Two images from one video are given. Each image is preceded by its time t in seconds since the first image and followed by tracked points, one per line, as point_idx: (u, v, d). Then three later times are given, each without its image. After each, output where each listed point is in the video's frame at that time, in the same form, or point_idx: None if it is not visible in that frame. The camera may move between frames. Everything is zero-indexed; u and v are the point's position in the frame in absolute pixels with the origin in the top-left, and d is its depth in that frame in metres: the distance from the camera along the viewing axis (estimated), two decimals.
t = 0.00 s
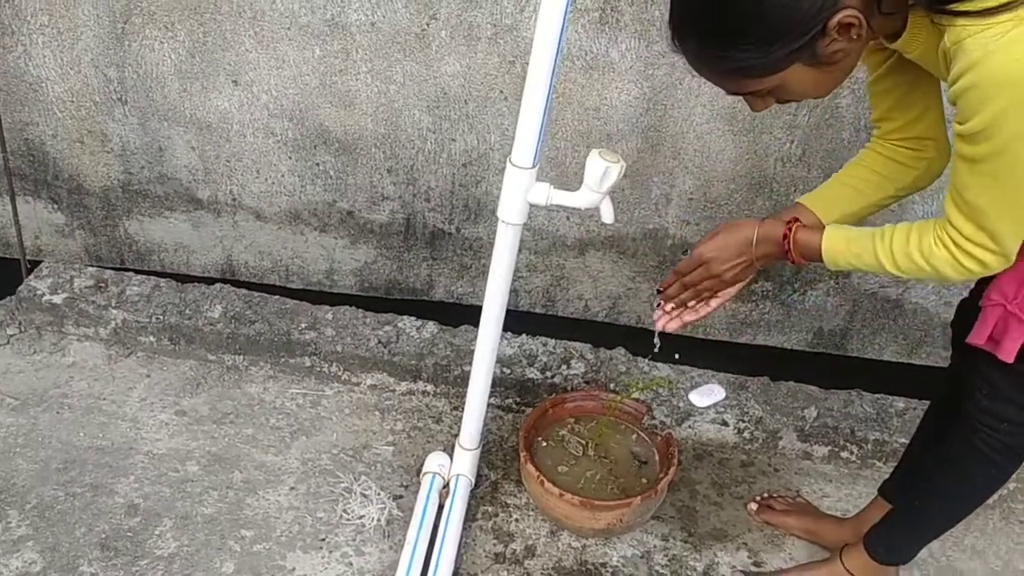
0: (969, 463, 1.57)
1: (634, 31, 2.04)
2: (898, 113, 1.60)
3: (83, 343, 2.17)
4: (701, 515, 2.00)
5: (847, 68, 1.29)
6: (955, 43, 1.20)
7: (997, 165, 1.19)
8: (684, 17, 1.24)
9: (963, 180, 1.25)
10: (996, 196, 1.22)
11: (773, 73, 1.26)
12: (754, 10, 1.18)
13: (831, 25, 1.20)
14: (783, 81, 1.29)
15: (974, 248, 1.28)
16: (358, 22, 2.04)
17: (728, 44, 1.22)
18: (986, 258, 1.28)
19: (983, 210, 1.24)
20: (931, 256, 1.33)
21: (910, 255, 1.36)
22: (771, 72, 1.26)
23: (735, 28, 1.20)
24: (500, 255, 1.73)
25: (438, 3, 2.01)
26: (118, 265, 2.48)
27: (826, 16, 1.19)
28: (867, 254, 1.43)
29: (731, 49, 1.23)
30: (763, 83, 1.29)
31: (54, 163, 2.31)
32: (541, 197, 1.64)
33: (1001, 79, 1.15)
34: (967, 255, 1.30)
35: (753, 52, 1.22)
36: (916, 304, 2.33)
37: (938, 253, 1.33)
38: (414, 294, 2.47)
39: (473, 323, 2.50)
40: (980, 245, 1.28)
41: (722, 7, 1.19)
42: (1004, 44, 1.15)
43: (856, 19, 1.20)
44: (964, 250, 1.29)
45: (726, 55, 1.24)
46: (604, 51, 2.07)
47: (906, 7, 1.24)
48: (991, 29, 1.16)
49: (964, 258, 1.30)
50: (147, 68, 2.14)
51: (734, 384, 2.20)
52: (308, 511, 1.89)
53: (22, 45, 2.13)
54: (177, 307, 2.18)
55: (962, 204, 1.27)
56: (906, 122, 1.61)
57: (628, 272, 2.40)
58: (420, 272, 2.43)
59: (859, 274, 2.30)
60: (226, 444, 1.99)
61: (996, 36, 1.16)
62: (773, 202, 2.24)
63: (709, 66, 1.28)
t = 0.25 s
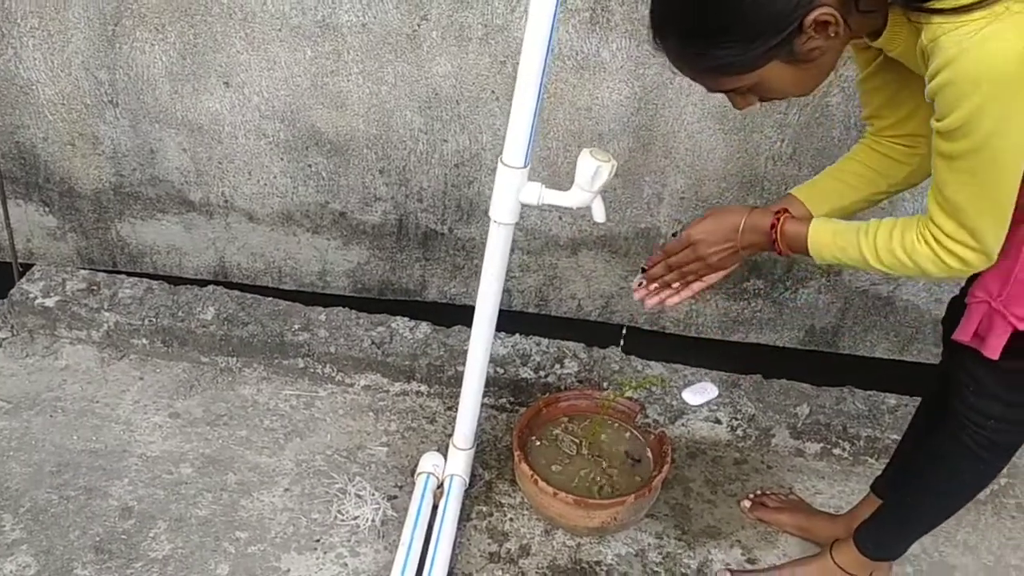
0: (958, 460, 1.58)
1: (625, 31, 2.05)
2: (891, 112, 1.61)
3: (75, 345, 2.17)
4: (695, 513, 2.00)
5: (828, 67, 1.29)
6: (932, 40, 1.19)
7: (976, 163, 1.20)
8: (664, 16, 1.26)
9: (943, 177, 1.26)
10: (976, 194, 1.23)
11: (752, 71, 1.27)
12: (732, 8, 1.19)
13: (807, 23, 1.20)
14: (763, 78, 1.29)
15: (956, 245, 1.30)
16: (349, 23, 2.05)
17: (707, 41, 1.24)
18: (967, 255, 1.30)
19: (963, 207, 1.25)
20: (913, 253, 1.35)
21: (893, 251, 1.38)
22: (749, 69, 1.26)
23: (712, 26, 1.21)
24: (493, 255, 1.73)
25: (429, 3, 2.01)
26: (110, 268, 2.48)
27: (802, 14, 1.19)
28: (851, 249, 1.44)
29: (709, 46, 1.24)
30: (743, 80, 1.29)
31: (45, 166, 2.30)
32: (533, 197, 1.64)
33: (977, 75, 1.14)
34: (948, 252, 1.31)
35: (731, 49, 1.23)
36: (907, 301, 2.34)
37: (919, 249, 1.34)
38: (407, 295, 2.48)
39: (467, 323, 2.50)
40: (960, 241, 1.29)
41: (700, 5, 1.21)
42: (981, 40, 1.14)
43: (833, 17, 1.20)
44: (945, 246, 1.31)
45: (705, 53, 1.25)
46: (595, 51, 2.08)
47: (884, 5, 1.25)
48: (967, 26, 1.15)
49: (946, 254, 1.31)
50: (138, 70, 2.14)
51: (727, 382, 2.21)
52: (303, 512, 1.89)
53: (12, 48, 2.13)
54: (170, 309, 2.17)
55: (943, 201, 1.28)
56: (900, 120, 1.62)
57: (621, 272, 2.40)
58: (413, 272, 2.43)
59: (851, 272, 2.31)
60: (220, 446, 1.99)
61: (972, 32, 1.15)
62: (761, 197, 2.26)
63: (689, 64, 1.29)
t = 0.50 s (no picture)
0: (945, 460, 1.59)
1: (619, 31, 2.05)
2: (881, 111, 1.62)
3: (71, 348, 2.17)
4: (692, 512, 2.01)
5: (800, 66, 1.30)
6: (896, 39, 1.18)
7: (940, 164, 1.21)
8: (639, 14, 1.26)
9: (911, 176, 1.27)
10: (941, 196, 1.24)
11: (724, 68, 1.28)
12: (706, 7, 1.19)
13: (777, 21, 1.21)
14: (737, 75, 1.30)
15: (925, 246, 1.31)
16: (344, 23, 2.04)
17: (681, 39, 1.24)
18: (935, 256, 1.31)
19: (929, 208, 1.26)
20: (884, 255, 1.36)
21: (865, 252, 1.39)
22: (722, 66, 1.27)
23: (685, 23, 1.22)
24: (489, 254, 1.73)
25: (425, 4, 2.01)
26: (105, 269, 2.48)
27: (772, 12, 1.20)
28: (827, 249, 1.45)
29: (682, 44, 1.24)
30: (716, 77, 1.30)
31: (41, 168, 2.30)
32: (529, 196, 1.65)
33: (939, 75, 1.14)
34: (917, 254, 1.32)
35: (704, 47, 1.24)
36: (902, 300, 2.35)
37: (890, 251, 1.35)
38: (403, 295, 2.48)
39: (463, 324, 2.50)
40: (927, 243, 1.30)
41: (675, 4, 1.21)
42: (942, 39, 1.13)
43: (803, 16, 1.21)
44: (914, 248, 1.32)
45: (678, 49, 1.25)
46: (590, 51, 2.08)
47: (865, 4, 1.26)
48: (929, 24, 1.14)
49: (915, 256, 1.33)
50: (133, 72, 2.14)
51: (722, 381, 2.22)
52: (299, 513, 1.89)
53: (6, 50, 2.12)
54: (166, 311, 2.17)
55: (912, 203, 1.29)
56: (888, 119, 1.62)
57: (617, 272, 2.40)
58: (409, 273, 2.43)
59: (846, 271, 2.32)
60: (217, 448, 1.99)
61: (934, 30, 1.14)
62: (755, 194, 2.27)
63: (663, 60, 1.29)
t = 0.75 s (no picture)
0: (931, 461, 1.59)
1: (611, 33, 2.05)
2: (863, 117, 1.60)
3: (64, 352, 2.16)
4: (687, 513, 2.01)
5: (772, 64, 1.30)
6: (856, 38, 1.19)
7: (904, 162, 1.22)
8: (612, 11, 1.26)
9: (879, 175, 1.28)
10: (908, 195, 1.25)
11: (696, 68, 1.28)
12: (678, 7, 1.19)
13: (746, 22, 1.22)
14: (709, 74, 1.30)
15: (897, 247, 1.32)
16: (336, 26, 2.04)
17: (653, 39, 1.24)
18: (907, 257, 1.32)
19: (898, 208, 1.27)
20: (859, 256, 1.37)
21: (840, 254, 1.40)
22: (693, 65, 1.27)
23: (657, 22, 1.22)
24: (482, 257, 1.74)
25: (417, 6, 2.01)
26: (98, 274, 2.47)
27: (742, 12, 1.20)
28: (807, 253, 1.46)
29: (654, 44, 1.24)
30: (688, 76, 1.30)
31: (33, 173, 2.30)
32: (522, 199, 1.65)
33: (895, 73, 1.15)
34: (890, 254, 1.33)
35: (676, 47, 1.24)
36: (896, 299, 2.35)
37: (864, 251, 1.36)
38: (397, 298, 2.48)
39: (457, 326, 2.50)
40: (899, 243, 1.31)
41: (647, 4, 1.21)
42: (896, 38, 1.14)
43: (773, 15, 1.21)
44: (887, 249, 1.33)
45: (650, 47, 1.25)
46: (583, 52, 2.08)
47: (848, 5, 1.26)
48: (884, 23, 1.15)
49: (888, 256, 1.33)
50: (125, 76, 2.13)
51: (717, 382, 2.22)
52: (294, 517, 1.89)
53: None
54: (159, 315, 2.17)
55: (884, 203, 1.30)
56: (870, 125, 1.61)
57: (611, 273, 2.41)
58: (403, 275, 2.43)
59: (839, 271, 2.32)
60: (211, 452, 1.99)
61: (890, 28, 1.15)
62: (747, 194, 2.27)
63: (637, 59, 1.29)
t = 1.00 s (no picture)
0: (910, 462, 1.61)
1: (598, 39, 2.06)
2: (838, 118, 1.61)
3: (52, 361, 2.16)
4: (676, 517, 2.02)
5: (742, 68, 1.31)
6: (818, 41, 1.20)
7: (868, 165, 1.23)
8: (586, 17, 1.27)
9: (847, 178, 1.28)
10: (875, 197, 1.25)
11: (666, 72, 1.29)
12: (647, 10, 1.20)
13: (713, 27, 1.22)
14: (680, 78, 1.31)
15: (868, 250, 1.33)
16: (323, 34, 2.04)
17: (623, 43, 1.25)
18: (878, 259, 1.32)
19: (867, 211, 1.28)
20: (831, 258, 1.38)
21: (813, 257, 1.41)
22: (662, 70, 1.28)
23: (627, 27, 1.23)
24: (469, 266, 1.74)
25: (404, 13, 2.01)
26: (87, 282, 2.47)
27: (709, 16, 1.21)
28: (782, 257, 1.47)
29: (624, 49, 1.25)
30: (659, 80, 1.31)
31: (21, 181, 2.29)
32: (508, 207, 1.66)
33: (855, 78, 1.16)
34: (861, 257, 1.34)
35: (645, 51, 1.25)
36: (883, 302, 2.36)
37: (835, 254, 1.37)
38: (387, 304, 2.48)
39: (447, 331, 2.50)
40: (870, 245, 1.32)
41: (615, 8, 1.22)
42: (854, 42, 1.15)
43: (740, 20, 1.22)
44: (859, 251, 1.34)
45: (621, 53, 1.26)
46: (570, 58, 2.09)
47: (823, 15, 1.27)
48: (844, 27, 1.16)
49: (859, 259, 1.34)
50: (112, 84, 2.13)
51: (706, 386, 2.23)
52: (284, 525, 1.89)
53: None
54: (148, 323, 2.17)
55: (853, 207, 1.31)
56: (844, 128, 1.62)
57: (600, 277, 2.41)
58: (392, 281, 2.43)
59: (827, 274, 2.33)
60: (200, 460, 1.99)
61: (848, 32, 1.16)
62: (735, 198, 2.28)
63: (608, 63, 1.30)
